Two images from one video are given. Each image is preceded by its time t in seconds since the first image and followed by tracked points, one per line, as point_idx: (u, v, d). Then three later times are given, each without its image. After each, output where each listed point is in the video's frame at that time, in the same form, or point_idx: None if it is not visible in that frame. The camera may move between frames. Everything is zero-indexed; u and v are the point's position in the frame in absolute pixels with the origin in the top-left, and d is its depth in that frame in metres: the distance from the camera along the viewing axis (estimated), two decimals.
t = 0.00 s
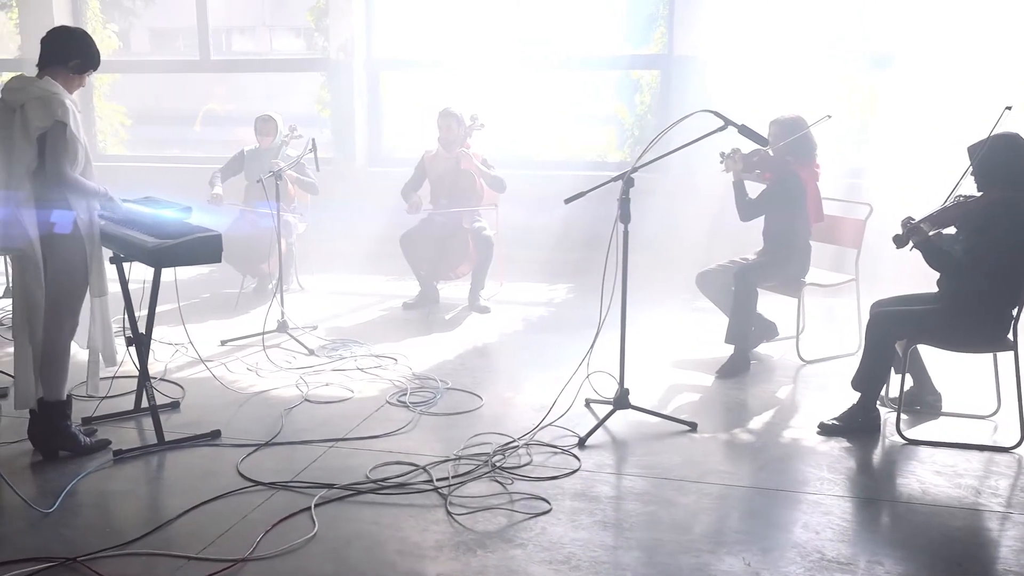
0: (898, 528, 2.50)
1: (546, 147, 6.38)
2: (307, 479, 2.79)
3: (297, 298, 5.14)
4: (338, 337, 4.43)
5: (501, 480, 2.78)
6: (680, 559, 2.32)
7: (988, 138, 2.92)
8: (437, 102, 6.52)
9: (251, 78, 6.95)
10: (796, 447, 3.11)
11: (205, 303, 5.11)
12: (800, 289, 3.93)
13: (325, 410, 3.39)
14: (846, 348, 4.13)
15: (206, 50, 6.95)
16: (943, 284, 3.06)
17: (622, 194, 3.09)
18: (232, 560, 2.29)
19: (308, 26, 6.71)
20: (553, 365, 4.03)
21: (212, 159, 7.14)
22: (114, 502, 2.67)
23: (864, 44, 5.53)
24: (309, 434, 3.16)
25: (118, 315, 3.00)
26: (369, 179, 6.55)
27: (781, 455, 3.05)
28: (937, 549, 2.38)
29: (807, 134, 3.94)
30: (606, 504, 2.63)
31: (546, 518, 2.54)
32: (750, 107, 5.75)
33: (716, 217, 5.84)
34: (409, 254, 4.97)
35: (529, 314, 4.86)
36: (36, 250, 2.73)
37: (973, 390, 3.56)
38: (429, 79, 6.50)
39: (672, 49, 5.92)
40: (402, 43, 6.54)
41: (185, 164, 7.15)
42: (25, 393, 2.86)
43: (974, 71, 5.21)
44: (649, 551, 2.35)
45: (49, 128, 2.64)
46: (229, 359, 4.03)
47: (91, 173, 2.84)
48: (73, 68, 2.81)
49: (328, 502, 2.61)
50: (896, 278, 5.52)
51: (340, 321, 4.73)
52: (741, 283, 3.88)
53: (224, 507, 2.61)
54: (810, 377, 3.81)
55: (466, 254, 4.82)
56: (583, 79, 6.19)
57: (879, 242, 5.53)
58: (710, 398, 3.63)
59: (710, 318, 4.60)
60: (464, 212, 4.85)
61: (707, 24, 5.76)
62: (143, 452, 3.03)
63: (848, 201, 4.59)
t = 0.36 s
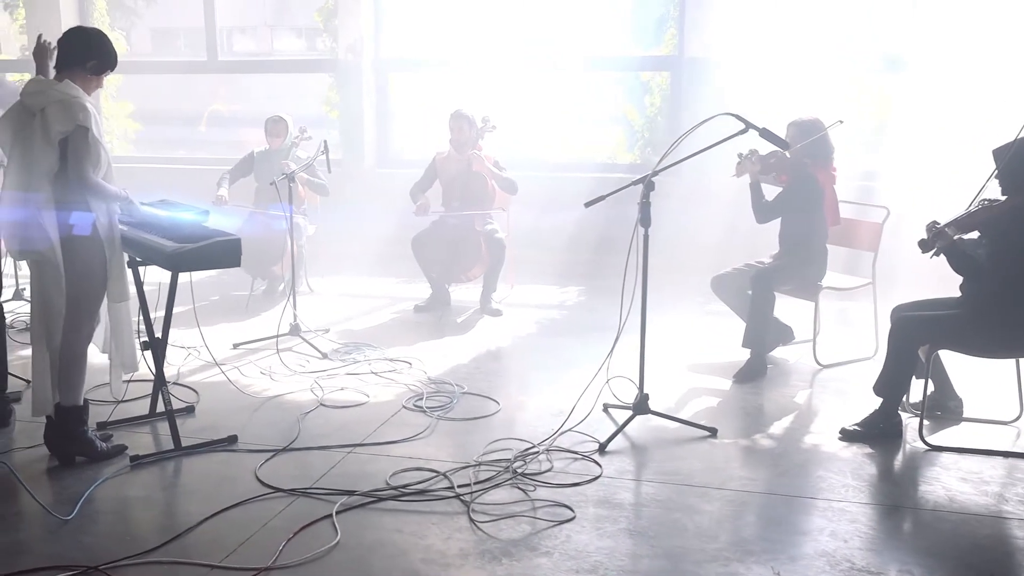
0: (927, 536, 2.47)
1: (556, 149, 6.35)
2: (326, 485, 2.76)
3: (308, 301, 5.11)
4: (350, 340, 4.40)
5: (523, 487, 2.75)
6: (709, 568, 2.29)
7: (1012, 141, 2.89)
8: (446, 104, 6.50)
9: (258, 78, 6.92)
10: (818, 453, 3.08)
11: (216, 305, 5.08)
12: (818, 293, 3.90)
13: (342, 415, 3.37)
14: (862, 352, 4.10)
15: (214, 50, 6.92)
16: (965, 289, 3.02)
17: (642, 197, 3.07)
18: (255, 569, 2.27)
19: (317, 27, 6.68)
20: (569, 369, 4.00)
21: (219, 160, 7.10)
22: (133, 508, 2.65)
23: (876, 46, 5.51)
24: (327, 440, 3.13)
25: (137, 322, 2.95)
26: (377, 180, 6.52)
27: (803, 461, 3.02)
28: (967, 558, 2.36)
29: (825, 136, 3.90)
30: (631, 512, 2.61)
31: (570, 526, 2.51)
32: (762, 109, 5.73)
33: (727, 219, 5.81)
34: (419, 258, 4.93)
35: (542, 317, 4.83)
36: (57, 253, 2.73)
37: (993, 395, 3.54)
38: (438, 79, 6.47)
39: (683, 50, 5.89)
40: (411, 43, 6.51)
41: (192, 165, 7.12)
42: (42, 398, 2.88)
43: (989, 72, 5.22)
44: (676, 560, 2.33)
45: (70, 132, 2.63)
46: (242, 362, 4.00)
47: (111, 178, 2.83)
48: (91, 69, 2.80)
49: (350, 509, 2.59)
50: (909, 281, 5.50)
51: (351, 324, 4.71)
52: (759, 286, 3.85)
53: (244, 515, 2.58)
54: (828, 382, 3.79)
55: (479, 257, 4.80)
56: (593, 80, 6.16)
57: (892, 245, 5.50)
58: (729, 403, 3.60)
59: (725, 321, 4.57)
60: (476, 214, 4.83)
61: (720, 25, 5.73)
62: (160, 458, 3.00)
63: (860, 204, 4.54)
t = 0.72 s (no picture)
0: (955, 542, 2.45)
1: (566, 150, 6.34)
2: (346, 491, 2.74)
3: (320, 304, 5.10)
4: (363, 343, 4.38)
5: (543, 492, 2.73)
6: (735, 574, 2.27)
7: None
8: (455, 105, 6.48)
9: (267, 80, 6.90)
10: (838, 458, 3.06)
11: (227, 308, 5.07)
12: (834, 295, 3.88)
13: (358, 419, 3.35)
14: (878, 355, 4.09)
15: (222, 52, 6.91)
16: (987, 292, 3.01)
17: (662, 200, 3.04)
18: None
19: (325, 28, 6.66)
20: (583, 372, 3.98)
21: (227, 162, 7.10)
22: (152, 514, 2.64)
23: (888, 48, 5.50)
24: (344, 444, 3.12)
25: (158, 329, 2.94)
26: (386, 183, 6.51)
27: (824, 465, 3.01)
28: (996, 564, 2.34)
29: (840, 139, 3.88)
30: (654, 517, 2.59)
31: (593, 532, 2.49)
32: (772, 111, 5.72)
33: (738, 222, 5.80)
34: (431, 261, 4.92)
35: (554, 320, 4.81)
36: (76, 258, 2.74)
37: (1013, 399, 3.52)
38: (447, 81, 6.46)
39: (694, 51, 5.86)
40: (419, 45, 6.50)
41: (199, 166, 7.11)
42: (59, 403, 2.86)
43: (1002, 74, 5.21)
44: (702, 566, 2.31)
45: (89, 137, 2.64)
46: (256, 365, 3.98)
47: (131, 182, 2.84)
48: (110, 72, 2.81)
49: (371, 515, 2.57)
50: (922, 283, 5.48)
51: (363, 327, 4.69)
52: (775, 289, 3.83)
53: (265, 520, 2.57)
54: (844, 385, 3.77)
55: (492, 259, 4.77)
56: (603, 81, 6.15)
57: (904, 247, 5.49)
58: (745, 406, 3.59)
59: (738, 324, 4.56)
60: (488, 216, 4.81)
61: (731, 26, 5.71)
62: (177, 463, 2.99)
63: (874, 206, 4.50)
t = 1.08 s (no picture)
0: (972, 546, 2.45)
1: (572, 152, 6.34)
2: (361, 494, 2.74)
3: (328, 305, 5.10)
4: (372, 345, 4.38)
5: (559, 495, 2.73)
6: None
7: None
8: (461, 106, 6.48)
9: (272, 82, 6.89)
10: (852, 460, 3.06)
11: (236, 309, 5.07)
12: (845, 298, 3.87)
13: (371, 422, 3.35)
14: (889, 357, 4.09)
15: (228, 53, 6.91)
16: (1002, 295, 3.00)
17: (675, 203, 3.04)
18: None
19: (332, 30, 6.66)
20: (593, 374, 3.98)
21: (232, 163, 7.09)
22: (168, 517, 2.64)
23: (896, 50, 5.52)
24: (357, 447, 3.12)
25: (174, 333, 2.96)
26: (391, 184, 6.51)
27: (838, 468, 3.01)
28: (1014, 568, 2.34)
29: (850, 141, 3.88)
30: (670, 521, 2.59)
31: (610, 535, 2.49)
32: (779, 112, 5.72)
33: (744, 223, 5.81)
34: (439, 262, 4.92)
35: (563, 322, 4.81)
36: (94, 261, 2.78)
37: None
38: (452, 81, 6.45)
39: (701, 53, 5.86)
40: (425, 45, 6.50)
41: (204, 167, 7.10)
42: (74, 408, 2.89)
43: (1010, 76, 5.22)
44: (721, 570, 2.31)
45: (106, 142, 2.67)
46: (266, 368, 3.98)
47: (147, 186, 2.86)
48: (124, 75, 2.81)
49: (387, 518, 2.57)
50: (929, 285, 5.49)
51: (371, 329, 4.69)
52: (786, 291, 3.83)
53: (281, 523, 2.57)
54: (856, 387, 3.77)
55: (500, 261, 4.77)
56: (609, 82, 6.15)
57: (912, 249, 5.48)
58: (757, 408, 3.58)
59: (747, 326, 4.56)
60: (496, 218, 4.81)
61: (738, 28, 5.71)
62: (191, 466, 2.99)
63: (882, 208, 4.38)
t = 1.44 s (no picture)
0: (988, 547, 2.45)
1: (579, 152, 6.34)
2: (375, 496, 2.75)
3: (336, 307, 5.10)
4: (381, 346, 4.38)
5: (573, 497, 2.74)
6: None
7: None
8: (466, 107, 6.48)
9: (278, 83, 6.89)
10: (864, 462, 3.06)
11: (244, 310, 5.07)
12: (855, 299, 3.87)
13: (383, 423, 3.35)
14: (898, 358, 4.08)
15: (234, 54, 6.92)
16: (1015, 296, 3.00)
17: (687, 204, 3.04)
18: None
19: (338, 31, 6.67)
20: (603, 376, 3.98)
21: (238, 164, 7.10)
22: (183, 519, 2.64)
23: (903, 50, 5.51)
24: (369, 449, 3.12)
25: (186, 334, 2.96)
26: (397, 185, 6.51)
27: (851, 469, 3.00)
28: None
29: (860, 143, 3.88)
30: (684, 522, 2.59)
31: (625, 537, 2.49)
32: (785, 113, 5.73)
33: (751, 224, 5.81)
34: (448, 263, 4.92)
35: (571, 323, 4.81)
36: (107, 265, 2.77)
37: None
38: (457, 82, 6.46)
39: (707, 53, 5.87)
40: (431, 46, 6.50)
41: (209, 169, 7.11)
42: (87, 410, 2.87)
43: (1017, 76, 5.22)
44: (737, 572, 2.31)
45: (118, 145, 2.67)
46: (276, 369, 3.98)
47: (159, 188, 2.86)
48: (139, 78, 2.81)
49: (402, 520, 2.57)
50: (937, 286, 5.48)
51: (380, 330, 4.69)
52: (796, 292, 3.83)
53: (296, 526, 2.57)
54: (866, 388, 3.77)
55: (509, 263, 4.76)
56: (615, 82, 6.15)
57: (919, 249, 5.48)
58: (768, 410, 3.58)
59: (756, 327, 4.55)
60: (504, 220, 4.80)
61: (744, 29, 5.71)
62: (204, 468, 2.99)
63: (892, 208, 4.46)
